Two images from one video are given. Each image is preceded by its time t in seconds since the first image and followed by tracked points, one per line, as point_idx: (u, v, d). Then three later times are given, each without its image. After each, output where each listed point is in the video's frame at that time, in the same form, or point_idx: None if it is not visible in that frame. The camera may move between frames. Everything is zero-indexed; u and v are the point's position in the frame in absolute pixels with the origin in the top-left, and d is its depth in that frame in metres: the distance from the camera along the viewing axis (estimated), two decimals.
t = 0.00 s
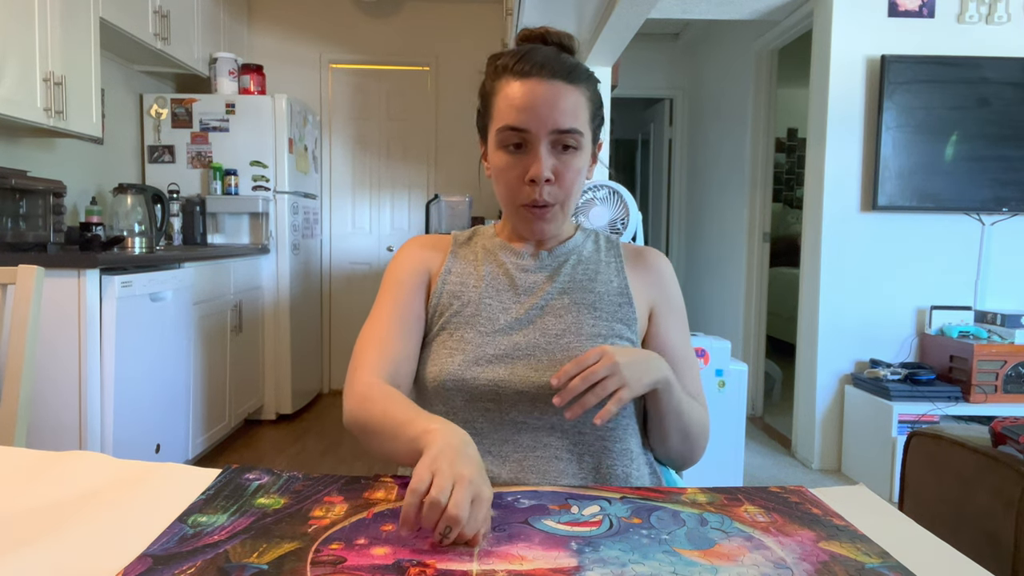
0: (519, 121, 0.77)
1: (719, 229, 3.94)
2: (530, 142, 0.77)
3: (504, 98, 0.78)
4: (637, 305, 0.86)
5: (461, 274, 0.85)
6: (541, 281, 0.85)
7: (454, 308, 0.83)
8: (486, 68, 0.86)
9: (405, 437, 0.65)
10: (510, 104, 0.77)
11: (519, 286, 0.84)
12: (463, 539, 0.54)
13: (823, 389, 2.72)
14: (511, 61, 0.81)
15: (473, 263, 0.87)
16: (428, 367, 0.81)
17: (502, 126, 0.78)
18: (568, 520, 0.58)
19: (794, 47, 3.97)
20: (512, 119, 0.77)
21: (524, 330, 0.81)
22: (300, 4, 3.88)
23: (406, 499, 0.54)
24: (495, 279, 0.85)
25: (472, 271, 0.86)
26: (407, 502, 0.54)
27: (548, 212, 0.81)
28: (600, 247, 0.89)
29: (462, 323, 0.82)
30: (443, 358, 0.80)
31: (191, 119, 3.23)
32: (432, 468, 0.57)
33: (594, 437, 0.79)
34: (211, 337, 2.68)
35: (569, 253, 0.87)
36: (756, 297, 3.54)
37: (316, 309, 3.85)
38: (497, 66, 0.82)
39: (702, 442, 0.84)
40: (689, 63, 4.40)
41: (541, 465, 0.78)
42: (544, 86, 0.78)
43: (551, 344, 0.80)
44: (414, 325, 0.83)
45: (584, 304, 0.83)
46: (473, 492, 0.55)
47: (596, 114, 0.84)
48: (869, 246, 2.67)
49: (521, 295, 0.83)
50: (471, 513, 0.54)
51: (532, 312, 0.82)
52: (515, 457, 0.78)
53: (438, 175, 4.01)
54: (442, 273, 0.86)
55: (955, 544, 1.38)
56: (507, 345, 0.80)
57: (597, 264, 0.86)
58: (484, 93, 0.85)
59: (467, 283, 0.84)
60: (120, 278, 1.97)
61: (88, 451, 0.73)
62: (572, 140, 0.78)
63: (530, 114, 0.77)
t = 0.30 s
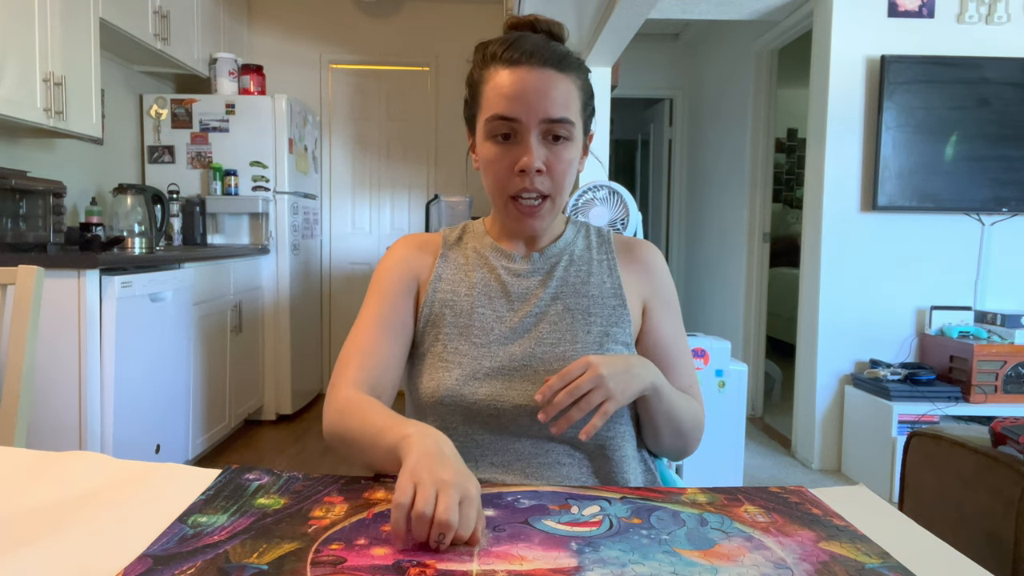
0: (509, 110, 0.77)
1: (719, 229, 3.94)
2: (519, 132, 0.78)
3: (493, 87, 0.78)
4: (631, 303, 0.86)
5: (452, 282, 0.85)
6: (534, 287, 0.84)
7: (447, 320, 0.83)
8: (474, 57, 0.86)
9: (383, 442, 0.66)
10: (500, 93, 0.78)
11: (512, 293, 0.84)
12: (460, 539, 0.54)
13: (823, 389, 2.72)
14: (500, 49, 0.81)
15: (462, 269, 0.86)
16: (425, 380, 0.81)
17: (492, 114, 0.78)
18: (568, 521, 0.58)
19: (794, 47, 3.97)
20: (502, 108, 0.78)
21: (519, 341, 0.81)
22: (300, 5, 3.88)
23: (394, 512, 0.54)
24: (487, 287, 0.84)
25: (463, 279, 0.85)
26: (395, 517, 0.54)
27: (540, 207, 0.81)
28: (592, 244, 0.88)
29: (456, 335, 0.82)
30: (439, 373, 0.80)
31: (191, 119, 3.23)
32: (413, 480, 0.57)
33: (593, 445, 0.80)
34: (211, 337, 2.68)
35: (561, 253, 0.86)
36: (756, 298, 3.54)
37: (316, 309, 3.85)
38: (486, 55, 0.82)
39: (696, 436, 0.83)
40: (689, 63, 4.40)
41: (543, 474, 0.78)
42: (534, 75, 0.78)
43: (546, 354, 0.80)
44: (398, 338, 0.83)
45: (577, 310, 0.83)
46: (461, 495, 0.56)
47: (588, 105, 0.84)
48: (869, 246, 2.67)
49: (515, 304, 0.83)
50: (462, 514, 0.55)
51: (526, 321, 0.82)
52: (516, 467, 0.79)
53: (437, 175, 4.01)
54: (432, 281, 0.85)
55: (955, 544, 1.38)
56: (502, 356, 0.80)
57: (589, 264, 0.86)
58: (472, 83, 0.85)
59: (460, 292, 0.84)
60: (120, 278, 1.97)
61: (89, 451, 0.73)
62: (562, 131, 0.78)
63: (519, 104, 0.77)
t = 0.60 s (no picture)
0: (509, 102, 0.78)
1: (719, 229, 3.94)
2: (520, 124, 0.78)
3: (492, 80, 0.79)
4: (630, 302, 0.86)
5: (453, 293, 0.85)
6: (535, 296, 0.84)
7: (450, 332, 0.83)
8: (472, 54, 0.87)
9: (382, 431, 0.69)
10: (499, 85, 0.78)
11: (513, 304, 0.84)
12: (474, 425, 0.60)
13: (823, 389, 2.72)
14: (498, 44, 0.81)
15: (462, 278, 0.86)
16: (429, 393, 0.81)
17: (491, 106, 0.79)
18: (568, 520, 0.58)
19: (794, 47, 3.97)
20: (501, 99, 0.78)
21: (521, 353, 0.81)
22: (301, 5, 3.88)
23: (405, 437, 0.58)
24: (488, 297, 0.84)
25: (465, 288, 0.85)
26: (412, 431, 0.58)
27: (542, 201, 0.81)
28: (594, 248, 0.88)
29: (458, 346, 0.82)
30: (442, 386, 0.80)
31: (191, 119, 3.23)
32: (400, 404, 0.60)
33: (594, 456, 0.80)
34: (211, 337, 2.68)
35: (562, 259, 0.86)
36: (756, 297, 3.54)
37: (316, 309, 3.85)
38: (485, 49, 0.83)
39: (697, 449, 0.79)
40: (689, 64, 4.40)
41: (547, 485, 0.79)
42: (535, 67, 0.78)
43: (549, 365, 0.81)
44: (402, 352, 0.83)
45: (579, 318, 0.83)
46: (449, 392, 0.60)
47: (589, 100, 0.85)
48: (869, 246, 2.67)
49: (516, 313, 0.83)
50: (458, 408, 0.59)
51: (527, 331, 0.82)
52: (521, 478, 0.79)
53: (437, 175, 4.01)
54: (433, 293, 0.86)
55: (955, 544, 1.38)
56: (506, 369, 0.80)
57: (591, 270, 0.86)
58: (471, 80, 0.85)
59: (462, 303, 0.84)
60: (120, 278, 1.97)
61: (89, 451, 0.73)
62: (564, 122, 0.79)
63: (519, 95, 0.77)
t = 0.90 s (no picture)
0: (516, 89, 0.78)
1: (719, 229, 3.94)
2: (527, 112, 0.78)
3: (499, 72, 0.80)
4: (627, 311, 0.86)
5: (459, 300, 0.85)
6: (538, 307, 0.83)
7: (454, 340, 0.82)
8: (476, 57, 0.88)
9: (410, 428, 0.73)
10: (506, 75, 0.79)
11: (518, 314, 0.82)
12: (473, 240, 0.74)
13: (823, 389, 2.72)
14: (503, 41, 0.83)
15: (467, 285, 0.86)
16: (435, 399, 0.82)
17: (497, 96, 0.79)
18: (568, 520, 0.58)
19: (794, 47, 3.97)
20: (509, 87, 0.78)
21: (526, 363, 0.81)
22: (301, 5, 3.88)
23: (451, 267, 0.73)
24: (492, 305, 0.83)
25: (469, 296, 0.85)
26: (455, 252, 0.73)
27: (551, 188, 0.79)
28: (600, 258, 0.87)
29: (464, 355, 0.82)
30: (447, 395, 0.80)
31: (191, 119, 3.23)
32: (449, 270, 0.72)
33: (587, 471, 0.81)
34: (211, 337, 2.68)
35: (567, 268, 0.84)
36: (756, 298, 3.54)
37: (316, 309, 3.85)
38: (490, 47, 0.84)
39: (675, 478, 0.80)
40: (689, 63, 4.40)
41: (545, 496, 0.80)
42: (540, 58, 0.80)
43: (552, 377, 0.81)
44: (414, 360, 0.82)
45: (581, 329, 0.82)
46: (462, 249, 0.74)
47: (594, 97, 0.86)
48: (869, 246, 2.67)
49: (520, 324, 0.82)
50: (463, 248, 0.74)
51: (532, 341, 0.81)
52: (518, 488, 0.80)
53: (437, 175, 4.01)
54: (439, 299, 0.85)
55: (955, 544, 1.38)
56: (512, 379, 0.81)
57: (594, 280, 0.85)
58: (477, 78, 0.86)
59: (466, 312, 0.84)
60: (120, 278, 1.97)
61: (89, 451, 0.73)
62: (572, 110, 0.79)
63: (526, 82, 0.78)
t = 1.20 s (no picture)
0: (512, 101, 0.78)
1: (719, 229, 3.94)
2: (524, 123, 0.78)
3: (495, 81, 0.80)
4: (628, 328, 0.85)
5: (457, 316, 0.85)
6: (539, 326, 0.84)
7: (452, 358, 0.84)
8: (472, 63, 0.88)
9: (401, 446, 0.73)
10: (502, 85, 0.79)
11: (516, 333, 0.83)
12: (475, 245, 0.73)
13: (823, 389, 2.72)
14: (498, 47, 0.83)
15: (467, 299, 0.86)
16: (431, 417, 0.83)
17: (494, 107, 0.79)
18: (568, 520, 0.58)
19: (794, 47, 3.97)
20: (504, 98, 0.78)
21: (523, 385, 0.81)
22: (300, 4, 3.88)
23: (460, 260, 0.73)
24: (491, 323, 0.84)
25: (468, 312, 0.85)
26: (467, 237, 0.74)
27: (554, 199, 0.78)
28: (602, 269, 0.88)
29: (459, 375, 0.83)
30: (442, 416, 0.82)
31: (191, 119, 3.23)
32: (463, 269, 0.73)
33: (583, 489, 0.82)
34: (211, 337, 2.68)
35: (567, 283, 0.85)
36: (756, 298, 3.54)
37: (316, 309, 3.85)
38: (485, 53, 0.84)
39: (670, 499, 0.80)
40: (689, 63, 4.40)
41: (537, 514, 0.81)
42: (537, 66, 0.79)
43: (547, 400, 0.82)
44: (406, 373, 0.85)
45: (579, 349, 0.83)
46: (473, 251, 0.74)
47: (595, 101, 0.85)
48: (869, 246, 2.67)
49: (518, 344, 0.84)
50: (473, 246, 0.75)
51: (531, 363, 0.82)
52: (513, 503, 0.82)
53: (437, 175, 4.01)
54: (438, 315, 0.85)
55: (955, 544, 1.38)
56: (506, 402, 0.82)
57: (595, 296, 0.85)
58: (475, 85, 0.86)
59: (464, 329, 0.84)
60: (120, 279, 1.97)
61: (88, 451, 0.73)
62: (570, 119, 0.79)
63: (522, 93, 0.78)
